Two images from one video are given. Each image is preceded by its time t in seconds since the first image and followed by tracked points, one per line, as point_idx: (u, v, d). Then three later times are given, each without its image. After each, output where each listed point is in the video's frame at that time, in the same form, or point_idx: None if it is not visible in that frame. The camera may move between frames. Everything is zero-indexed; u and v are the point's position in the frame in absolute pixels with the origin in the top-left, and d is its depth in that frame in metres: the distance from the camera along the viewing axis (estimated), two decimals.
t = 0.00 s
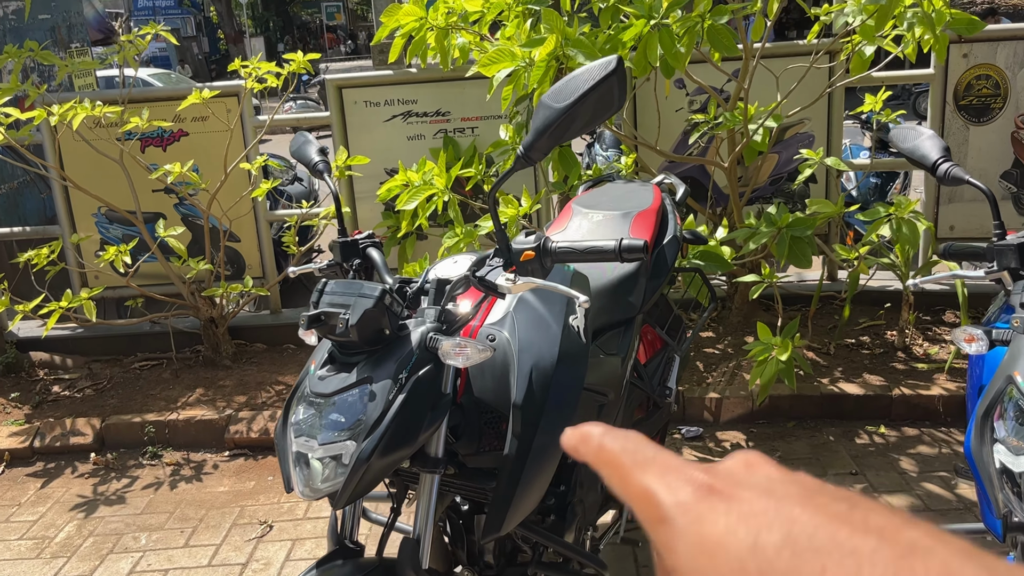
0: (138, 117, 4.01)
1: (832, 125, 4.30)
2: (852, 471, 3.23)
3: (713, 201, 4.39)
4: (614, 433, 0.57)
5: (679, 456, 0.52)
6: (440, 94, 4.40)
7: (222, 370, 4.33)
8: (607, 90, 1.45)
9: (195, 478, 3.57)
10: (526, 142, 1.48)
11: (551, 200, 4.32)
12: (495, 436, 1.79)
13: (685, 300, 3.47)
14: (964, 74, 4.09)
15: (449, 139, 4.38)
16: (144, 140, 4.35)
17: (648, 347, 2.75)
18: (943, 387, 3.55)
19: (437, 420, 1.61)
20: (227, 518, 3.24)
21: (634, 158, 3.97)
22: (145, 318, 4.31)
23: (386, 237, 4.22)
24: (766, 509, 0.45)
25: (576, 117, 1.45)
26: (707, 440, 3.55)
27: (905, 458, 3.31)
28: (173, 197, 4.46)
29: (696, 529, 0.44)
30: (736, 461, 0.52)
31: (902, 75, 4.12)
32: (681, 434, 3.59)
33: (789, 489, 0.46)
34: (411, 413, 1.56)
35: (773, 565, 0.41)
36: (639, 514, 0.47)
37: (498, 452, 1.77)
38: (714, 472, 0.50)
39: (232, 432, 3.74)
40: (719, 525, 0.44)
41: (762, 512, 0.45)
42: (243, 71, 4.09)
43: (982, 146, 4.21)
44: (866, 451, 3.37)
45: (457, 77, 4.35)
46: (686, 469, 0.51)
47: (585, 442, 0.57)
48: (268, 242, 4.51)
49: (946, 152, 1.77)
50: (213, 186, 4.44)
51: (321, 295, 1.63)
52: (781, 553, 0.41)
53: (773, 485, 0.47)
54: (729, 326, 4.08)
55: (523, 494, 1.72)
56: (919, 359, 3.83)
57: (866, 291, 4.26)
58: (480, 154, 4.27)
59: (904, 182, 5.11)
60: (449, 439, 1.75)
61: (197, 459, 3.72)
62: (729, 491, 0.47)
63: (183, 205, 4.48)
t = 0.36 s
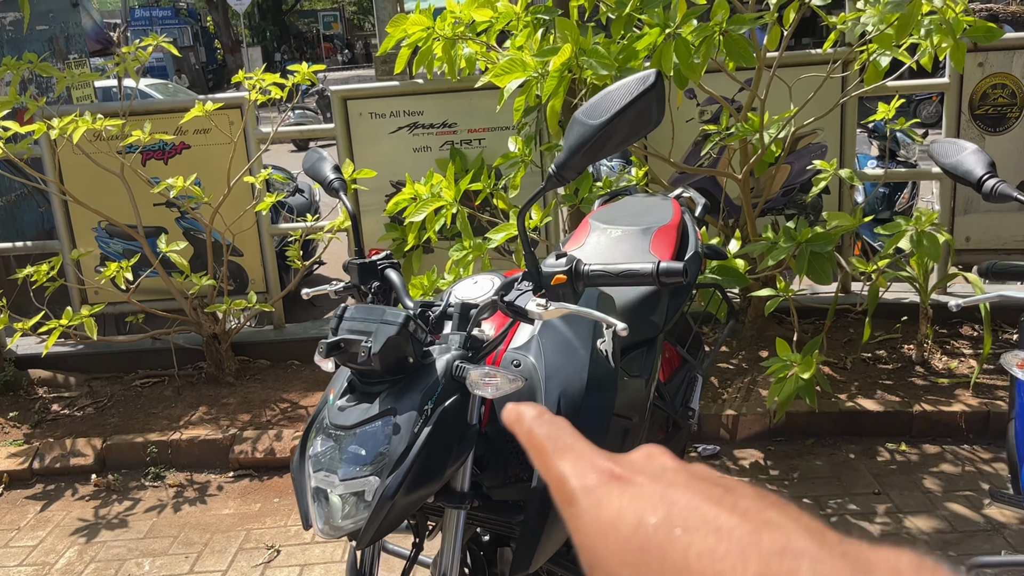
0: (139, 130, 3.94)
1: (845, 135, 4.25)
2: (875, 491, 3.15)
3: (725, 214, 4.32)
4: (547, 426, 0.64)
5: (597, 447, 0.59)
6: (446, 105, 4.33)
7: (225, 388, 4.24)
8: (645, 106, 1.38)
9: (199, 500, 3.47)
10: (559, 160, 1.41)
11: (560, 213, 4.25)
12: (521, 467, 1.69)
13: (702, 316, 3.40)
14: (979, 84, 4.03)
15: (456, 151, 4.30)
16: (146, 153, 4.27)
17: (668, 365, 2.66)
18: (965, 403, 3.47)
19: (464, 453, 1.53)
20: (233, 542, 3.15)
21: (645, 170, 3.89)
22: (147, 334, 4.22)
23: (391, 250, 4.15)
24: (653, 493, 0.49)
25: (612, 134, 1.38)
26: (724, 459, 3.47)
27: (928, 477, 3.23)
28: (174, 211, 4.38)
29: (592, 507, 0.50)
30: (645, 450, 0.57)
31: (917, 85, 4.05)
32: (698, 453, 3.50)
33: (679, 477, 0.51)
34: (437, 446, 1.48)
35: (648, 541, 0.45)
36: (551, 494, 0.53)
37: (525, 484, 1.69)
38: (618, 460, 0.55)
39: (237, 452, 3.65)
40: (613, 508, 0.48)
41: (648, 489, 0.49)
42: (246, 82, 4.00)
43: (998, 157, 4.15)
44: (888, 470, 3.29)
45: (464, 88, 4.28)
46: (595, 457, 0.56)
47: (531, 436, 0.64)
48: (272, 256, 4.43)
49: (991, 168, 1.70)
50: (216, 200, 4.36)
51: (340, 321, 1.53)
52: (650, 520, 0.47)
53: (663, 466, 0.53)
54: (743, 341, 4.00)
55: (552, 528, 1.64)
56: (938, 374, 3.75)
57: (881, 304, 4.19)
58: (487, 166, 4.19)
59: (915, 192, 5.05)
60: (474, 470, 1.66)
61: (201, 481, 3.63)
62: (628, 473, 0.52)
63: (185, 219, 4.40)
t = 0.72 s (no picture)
0: (136, 136, 3.88)
1: (850, 140, 4.22)
2: (887, 501, 3.09)
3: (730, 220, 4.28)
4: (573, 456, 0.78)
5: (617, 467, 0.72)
6: (447, 111, 4.28)
7: (223, 398, 4.17)
8: (667, 107, 1.33)
9: (198, 513, 3.40)
10: (579, 162, 1.36)
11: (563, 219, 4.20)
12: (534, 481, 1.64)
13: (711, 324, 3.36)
14: (985, 88, 4.01)
15: (457, 157, 4.26)
16: (143, 160, 4.21)
17: (677, 374, 2.61)
18: (976, 411, 3.42)
19: (479, 468, 1.48)
20: (233, 556, 3.08)
21: (649, 176, 3.85)
22: (144, 344, 4.15)
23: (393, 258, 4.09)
24: (677, 507, 0.61)
25: (634, 135, 1.33)
26: (732, 469, 3.41)
27: (941, 486, 3.17)
28: (172, 219, 4.32)
29: (620, 515, 0.62)
30: (666, 473, 0.70)
31: (922, 89, 4.02)
32: (706, 462, 3.44)
33: (698, 491, 0.64)
34: (451, 461, 1.43)
35: (674, 546, 0.57)
36: (580, 506, 0.65)
37: (539, 499, 1.64)
38: (643, 476, 0.68)
39: (236, 464, 3.58)
40: (638, 518, 0.60)
41: (670, 503, 0.61)
42: (245, 88, 3.95)
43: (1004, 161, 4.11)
44: (900, 479, 3.24)
45: (465, 93, 4.24)
46: (621, 474, 0.69)
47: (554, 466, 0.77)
48: (270, 264, 4.37)
49: (1019, 171, 1.70)
50: (214, 208, 4.30)
51: (349, 330, 1.48)
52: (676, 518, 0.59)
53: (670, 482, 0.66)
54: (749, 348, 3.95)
55: (569, 545, 1.60)
56: (947, 381, 3.70)
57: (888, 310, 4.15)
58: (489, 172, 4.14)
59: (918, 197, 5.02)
60: (487, 485, 1.60)
61: (200, 493, 3.56)
62: (652, 487, 0.65)
63: (183, 227, 4.34)
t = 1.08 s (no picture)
0: (128, 145, 3.84)
1: (845, 148, 4.21)
2: (885, 512, 3.08)
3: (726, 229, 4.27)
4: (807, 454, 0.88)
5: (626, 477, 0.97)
6: (442, 118, 4.26)
7: (216, 409, 4.14)
8: (669, 120, 1.31)
9: (190, 526, 3.36)
10: (578, 176, 1.34)
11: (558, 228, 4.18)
12: (533, 498, 1.64)
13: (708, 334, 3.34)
14: (981, 96, 4.01)
15: (452, 165, 4.23)
16: (135, 168, 4.18)
17: (676, 386, 2.58)
18: (973, 421, 3.41)
19: (478, 486, 1.45)
20: (226, 570, 3.04)
21: (645, 184, 3.83)
22: (135, 354, 4.11)
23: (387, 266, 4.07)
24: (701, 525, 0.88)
25: (635, 150, 1.31)
26: (730, 480, 3.38)
27: (939, 497, 3.16)
28: (164, 227, 4.29)
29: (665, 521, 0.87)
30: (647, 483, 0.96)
31: (918, 98, 4.02)
32: (703, 473, 3.42)
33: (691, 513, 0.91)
34: (449, 481, 1.40)
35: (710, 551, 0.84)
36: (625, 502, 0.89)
37: (538, 516, 1.62)
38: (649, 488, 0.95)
39: (229, 475, 3.54)
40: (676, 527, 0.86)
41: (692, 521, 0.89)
42: (238, 96, 3.92)
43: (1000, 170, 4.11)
44: (897, 489, 3.22)
45: (460, 101, 4.22)
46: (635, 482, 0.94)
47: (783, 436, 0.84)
48: (264, 273, 4.34)
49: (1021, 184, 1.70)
50: (207, 216, 4.27)
51: (345, 346, 1.45)
52: None
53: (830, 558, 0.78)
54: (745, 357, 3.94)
55: (568, 565, 1.57)
56: (944, 391, 3.69)
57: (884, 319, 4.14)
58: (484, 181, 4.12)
59: (914, 204, 5.01)
60: (486, 503, 1.58)
61: (192, 505, 3.52)
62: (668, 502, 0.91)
63: (175, 236, 4.30)
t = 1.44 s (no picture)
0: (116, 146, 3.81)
1: (836, 153, 4.21)
2: (876, 517, 3.07)
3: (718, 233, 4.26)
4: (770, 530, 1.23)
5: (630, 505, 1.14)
6: (433, 121, 4.24)
7: (204, 412, 4.10)
8: (658, 122, 1.30)
9: (176, 531, 3.33)
10: (566, 178, 1.33)
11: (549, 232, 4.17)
12: (520, 503, 1.62)
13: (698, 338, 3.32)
14: (972, 102, 4.02)
15: (443, 168, 4.22)
16: (123, 170, 4.15)
17: (666, 391, 2.57)
18: (963, 426, 3.41)
19: (463, 491, 1.44)
20: None
21: (637, 188, 3.81)
22: (122, 357, 4.08)
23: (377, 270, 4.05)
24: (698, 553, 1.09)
25: (623, 152, 1.30)
26: (720, 485, 3.37)
27: (929, 502, 3.16)
28: (152, 230, 4.26)
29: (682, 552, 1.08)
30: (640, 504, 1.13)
31: (909, 103, 4.02)
32: (693, 478, 3.41)
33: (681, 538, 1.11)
34: (434, 486, 1.38)
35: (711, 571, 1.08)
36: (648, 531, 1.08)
37: (525, 522, 1.60)
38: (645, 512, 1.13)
39: (217, 480, 3.51)
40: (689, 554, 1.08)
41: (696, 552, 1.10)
42: (229, 98, 3.90)
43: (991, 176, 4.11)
44: (888, 494, 3.22)
45: (451, 104, 4.21)
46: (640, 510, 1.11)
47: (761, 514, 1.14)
48: (253, 275, 4.31)
49: (1011, 188, 1.70)
50: (196, 219, 4.24)
51: (330, 350, 1.43)
52: None
53: None
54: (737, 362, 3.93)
55: (555, 571, 1.56)
56: (934, 396, 3.69)
57: (875, 324, 4.15)
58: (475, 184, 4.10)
59: (905, 209, 5.02)
60: (472, 508, 1.57)
61: (179, 510, 3.49)
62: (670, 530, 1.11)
63: (164, 238, 4.27)
